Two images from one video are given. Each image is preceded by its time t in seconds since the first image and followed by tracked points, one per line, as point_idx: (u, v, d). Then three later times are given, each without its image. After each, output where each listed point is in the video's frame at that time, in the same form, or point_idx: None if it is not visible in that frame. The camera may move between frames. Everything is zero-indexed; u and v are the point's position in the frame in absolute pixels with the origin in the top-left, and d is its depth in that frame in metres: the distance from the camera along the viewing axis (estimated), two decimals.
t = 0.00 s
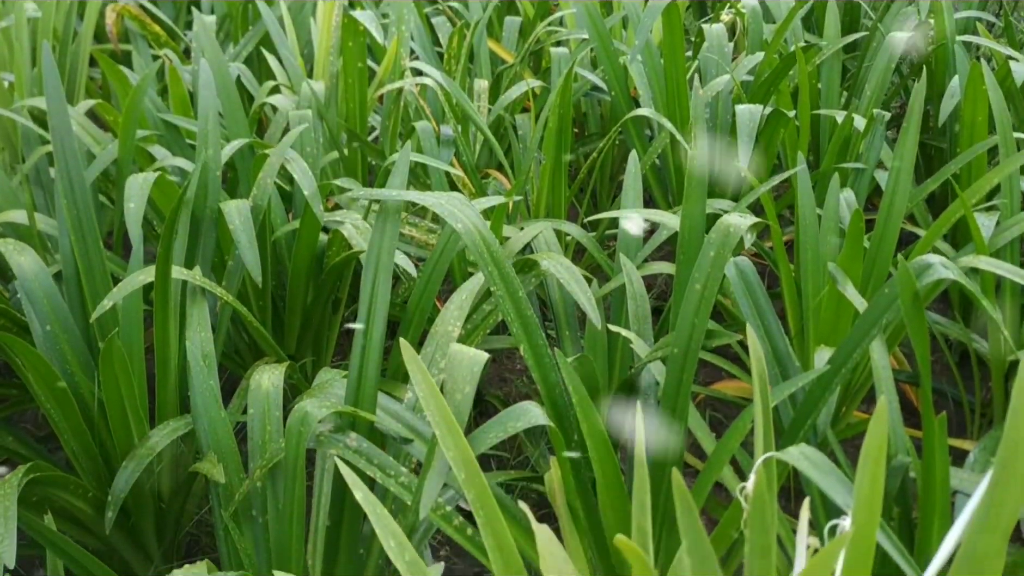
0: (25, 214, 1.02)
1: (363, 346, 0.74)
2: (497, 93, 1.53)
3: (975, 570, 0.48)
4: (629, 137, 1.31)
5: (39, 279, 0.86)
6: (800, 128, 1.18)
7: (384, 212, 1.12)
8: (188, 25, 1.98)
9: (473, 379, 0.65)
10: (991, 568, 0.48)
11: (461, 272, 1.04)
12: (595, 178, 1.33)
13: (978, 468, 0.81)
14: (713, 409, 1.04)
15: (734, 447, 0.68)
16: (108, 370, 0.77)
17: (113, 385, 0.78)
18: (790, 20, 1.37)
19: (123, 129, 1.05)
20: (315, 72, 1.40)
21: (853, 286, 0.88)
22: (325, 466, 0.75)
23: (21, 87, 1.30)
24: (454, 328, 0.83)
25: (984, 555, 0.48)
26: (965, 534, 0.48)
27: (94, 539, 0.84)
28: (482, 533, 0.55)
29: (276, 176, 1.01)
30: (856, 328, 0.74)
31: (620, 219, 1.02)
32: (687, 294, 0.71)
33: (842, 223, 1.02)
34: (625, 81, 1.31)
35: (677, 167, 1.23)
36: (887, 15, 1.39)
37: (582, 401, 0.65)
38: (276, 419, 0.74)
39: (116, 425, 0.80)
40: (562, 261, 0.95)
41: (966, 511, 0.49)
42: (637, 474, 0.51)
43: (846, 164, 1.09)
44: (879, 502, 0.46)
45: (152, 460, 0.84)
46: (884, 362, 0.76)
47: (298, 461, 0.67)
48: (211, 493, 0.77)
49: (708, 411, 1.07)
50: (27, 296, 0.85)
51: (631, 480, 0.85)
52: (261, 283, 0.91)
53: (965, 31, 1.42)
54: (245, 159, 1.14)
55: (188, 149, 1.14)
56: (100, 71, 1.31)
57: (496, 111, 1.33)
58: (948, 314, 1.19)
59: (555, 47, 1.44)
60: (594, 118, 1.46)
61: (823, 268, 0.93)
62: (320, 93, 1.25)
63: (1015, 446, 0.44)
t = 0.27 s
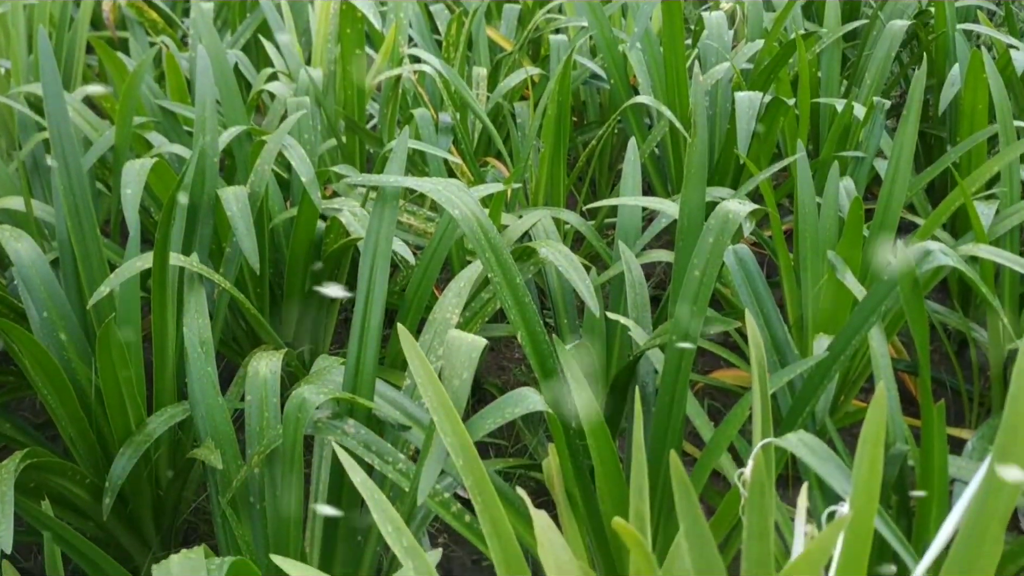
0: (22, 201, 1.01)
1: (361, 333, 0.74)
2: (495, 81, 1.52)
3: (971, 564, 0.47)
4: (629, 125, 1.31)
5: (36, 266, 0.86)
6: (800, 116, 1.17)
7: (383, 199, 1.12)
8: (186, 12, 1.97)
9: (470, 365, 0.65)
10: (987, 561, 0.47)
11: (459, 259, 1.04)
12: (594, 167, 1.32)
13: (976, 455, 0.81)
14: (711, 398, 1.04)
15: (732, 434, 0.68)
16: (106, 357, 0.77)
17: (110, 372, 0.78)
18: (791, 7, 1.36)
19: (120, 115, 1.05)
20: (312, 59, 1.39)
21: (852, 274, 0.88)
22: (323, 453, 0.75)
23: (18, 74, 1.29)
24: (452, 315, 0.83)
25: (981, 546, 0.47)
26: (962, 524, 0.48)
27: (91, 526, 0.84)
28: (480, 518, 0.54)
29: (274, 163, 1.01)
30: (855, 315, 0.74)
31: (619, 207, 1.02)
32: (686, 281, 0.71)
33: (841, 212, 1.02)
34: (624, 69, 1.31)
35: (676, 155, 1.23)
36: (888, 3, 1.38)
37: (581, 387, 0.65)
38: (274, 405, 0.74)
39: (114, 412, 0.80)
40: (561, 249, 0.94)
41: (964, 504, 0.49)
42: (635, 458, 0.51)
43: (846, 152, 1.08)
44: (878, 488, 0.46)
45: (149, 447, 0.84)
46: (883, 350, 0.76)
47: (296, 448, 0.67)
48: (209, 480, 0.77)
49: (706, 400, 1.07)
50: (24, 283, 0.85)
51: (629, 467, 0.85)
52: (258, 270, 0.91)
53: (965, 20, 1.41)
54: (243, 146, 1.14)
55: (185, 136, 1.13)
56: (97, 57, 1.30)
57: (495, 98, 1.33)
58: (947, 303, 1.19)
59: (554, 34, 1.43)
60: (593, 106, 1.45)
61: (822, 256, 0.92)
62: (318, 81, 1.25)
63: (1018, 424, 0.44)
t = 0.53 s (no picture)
0: (16, 188, 1.01)
1: (356, 319, 0.74)
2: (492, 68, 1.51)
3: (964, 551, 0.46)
4: (626, 113, 1.30)
5: (31, 254, 0.86)
6: (798, 103, 1.17)
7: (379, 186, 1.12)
8: None
9: (465, 351, 0.66)
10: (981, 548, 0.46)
11: (456, 247, 1.04)
12: (591, 155, 1.32)
13: (971, 443, 0.81)
14: (706, 386, 1.05)
15: (728, 420, 0.68)
16: (100, 343, 0.77)
17: (105, 359, 0.78)
18: None
19: (115, 101, 1.04)
20: (308, 46, 1.38)
21: (849, 262, 0.88)
22: (318, 440, 0.75)
23: (12, 60, 1.29)
24: (448, 302, 0.83)
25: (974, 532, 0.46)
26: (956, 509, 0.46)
27: (87, 513, 0.84)
28: (475, 505, 0.54)
29: (269, 149, 1.01)
30: (851, 302, 0.74)
31: (616, 195, 1.02)
32: (682, 267, 0.70)
33: (838, 199, 1.02)
34: (622, 56, 1.30)
35: (673, 143, 1.22)
36: None
37: (577, 374, 0.65)
38: (269, 392, 0.74)
39: (108, 398, 0.80)
40: (557, 237, 0.94)
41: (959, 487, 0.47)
42: (630, 444, 0.51)
43: (843, 140, 1.08)
44: (872, 474, 0.46)
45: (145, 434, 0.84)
46: (879, 338, 0.76)
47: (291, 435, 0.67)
48: (204, 466, 0.77)
49: (702, 388, 1.07)
50: (18, 270, 0.84)
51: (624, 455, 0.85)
52: (254, 257, 0.91)
53: (965, 8, 1.40)
54: (239, 133, 1.13)
55: (180, 122, 1.13)
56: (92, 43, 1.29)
57: (491, 86, 1.32)
58: (943, 292, 1.19)
59: (552, 21, 1.42)
60: (591, 94, 1.44)
61: (819, 244, 0.92)
62: (313, 67, 1.24)
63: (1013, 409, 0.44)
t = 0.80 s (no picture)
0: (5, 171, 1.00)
1: (347, 301, 0.74)
2: (486, 51, 1.50)
3: (953, 531, 0.45)
4: (620, 95, 1.29)
5: (21, 236, 0.85)
6: (792, 86, 1.16)
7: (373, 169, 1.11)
8: None
9: (456, 332, 0.66)
10: (970, 529, 0.45)
11: (448, 229, 1.03)
12: (586, 138, 1.31)
13: (962, 423, 0.81)
14: (700, 370, 1.05)
15: (719, 402, 0.68)
16: (91, 326, 0.77)
17: (95, 341, 0.77)
18: None
19: (105, 83, 1.03)
20: (301, 28, 1.37)
21: (842, 244, 0.88)
22: (311, 423, 0.75)
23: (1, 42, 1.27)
24: (440, 284, 0.82)
25: (964, 511, 0.45)
26: (945, 487, 0.45)
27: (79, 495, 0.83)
28: (465, 486, 0.54)
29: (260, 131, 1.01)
30: (843, 283, 0.74)
31: (609, 177, 1.01)
32: (674, 249, 0.71)
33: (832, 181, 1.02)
34: (616, 38, 1.29)
35: (668, 126, 1.22)
36: None
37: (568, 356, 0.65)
38: (260, 374, 0.74)
39: (99, 382, 0.80)
40: (550, 219, 0.94)
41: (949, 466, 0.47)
42: (619, 423, 0.51)
43: (838, 122, 1.08)
44: (861, 452, 0.46)
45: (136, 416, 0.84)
46: (870, 320, 0.76)
47: (281, 416, 0.67)
48: (195, 448, 0.77)
49: (696, 371, 1.07)
50: (8, 252, 0.84)
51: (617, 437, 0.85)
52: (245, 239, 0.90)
53: None
54: (230, 115, 1.12)
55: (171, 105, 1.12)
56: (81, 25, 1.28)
57: (485, 68, 1.31)
58: (937, 275, 1.19)
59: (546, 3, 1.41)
60: (585, 76, 1.43)
61: (812, 226, 0.92)
62: (305, 49, 1.23)
63: (1002, 388, 0.43)
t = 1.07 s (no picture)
0: None
1: (337, 281, 0.73)
2: (479, 31, 1.49)
3: (940, 508, 0.45)
4: (613, 76, 1.29)
5: (10, 217, 0.85)
6: (785, 66, 1.16)
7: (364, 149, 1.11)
8: None
9: (446, 311, 0.67)
10: (957, 505, 0.44)
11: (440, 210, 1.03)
12: (578, 118, 1.31)
13: (952, 402, 0.81)
14: (692, 350, 1.05)
15: (710, 380, 0.68)
16: (81, 307, 0.77)
17: (85, 322, 0.77)
18: None
19: (93, 63, 1.02)
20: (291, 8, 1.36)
21: (834, 224, 0.88)
22: (302, 404, 0.75)
23: None
24: (432, 265, 0.82)
25: (950, 487, 0.45)
26: (932, 463, 0.45)
27: (71, 477, 0.83)
28: (455, 464, 0.54)
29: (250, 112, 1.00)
30: (834, 261, 0.74)
31: (601, 157, 1.01)
32: (665, 228, 0.70)
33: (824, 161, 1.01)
34: (609, 18, 1.28)
35: (661, 106, 1.21)
36: None
37: (560, 335, 0.65)
38: (251, 355, 0.74)
39: (90, 363, 0.80)
40: (542, 200, 0.93)
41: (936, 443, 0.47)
42: (608, 400, 0.51)
43: (831, 102, 1.07)
44: (850, 428, 0.46)
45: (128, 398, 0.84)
46: (861, 299, 0.76)
47: (272, 397, 0.67)
48: (187, 429, 0.77)
49: (688, 352, 1.07)
50: None
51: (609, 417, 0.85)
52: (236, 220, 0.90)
53: None
54: (220, 96, 1.12)
55: (160, 85, 1.11)
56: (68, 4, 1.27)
57: (477, 48, 1.30)
58: (929, 255, 1.19)
59: None
60: (578, 57, 1.43)
61: (805, 206, 0.92)
62: (296, 29, 1.22)
63: (991, 364, 0.43)
